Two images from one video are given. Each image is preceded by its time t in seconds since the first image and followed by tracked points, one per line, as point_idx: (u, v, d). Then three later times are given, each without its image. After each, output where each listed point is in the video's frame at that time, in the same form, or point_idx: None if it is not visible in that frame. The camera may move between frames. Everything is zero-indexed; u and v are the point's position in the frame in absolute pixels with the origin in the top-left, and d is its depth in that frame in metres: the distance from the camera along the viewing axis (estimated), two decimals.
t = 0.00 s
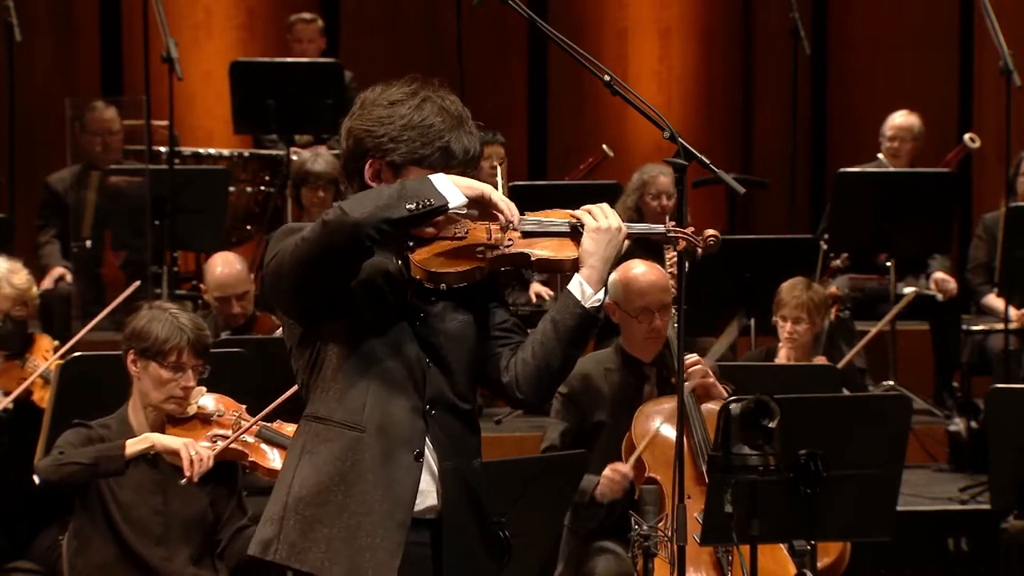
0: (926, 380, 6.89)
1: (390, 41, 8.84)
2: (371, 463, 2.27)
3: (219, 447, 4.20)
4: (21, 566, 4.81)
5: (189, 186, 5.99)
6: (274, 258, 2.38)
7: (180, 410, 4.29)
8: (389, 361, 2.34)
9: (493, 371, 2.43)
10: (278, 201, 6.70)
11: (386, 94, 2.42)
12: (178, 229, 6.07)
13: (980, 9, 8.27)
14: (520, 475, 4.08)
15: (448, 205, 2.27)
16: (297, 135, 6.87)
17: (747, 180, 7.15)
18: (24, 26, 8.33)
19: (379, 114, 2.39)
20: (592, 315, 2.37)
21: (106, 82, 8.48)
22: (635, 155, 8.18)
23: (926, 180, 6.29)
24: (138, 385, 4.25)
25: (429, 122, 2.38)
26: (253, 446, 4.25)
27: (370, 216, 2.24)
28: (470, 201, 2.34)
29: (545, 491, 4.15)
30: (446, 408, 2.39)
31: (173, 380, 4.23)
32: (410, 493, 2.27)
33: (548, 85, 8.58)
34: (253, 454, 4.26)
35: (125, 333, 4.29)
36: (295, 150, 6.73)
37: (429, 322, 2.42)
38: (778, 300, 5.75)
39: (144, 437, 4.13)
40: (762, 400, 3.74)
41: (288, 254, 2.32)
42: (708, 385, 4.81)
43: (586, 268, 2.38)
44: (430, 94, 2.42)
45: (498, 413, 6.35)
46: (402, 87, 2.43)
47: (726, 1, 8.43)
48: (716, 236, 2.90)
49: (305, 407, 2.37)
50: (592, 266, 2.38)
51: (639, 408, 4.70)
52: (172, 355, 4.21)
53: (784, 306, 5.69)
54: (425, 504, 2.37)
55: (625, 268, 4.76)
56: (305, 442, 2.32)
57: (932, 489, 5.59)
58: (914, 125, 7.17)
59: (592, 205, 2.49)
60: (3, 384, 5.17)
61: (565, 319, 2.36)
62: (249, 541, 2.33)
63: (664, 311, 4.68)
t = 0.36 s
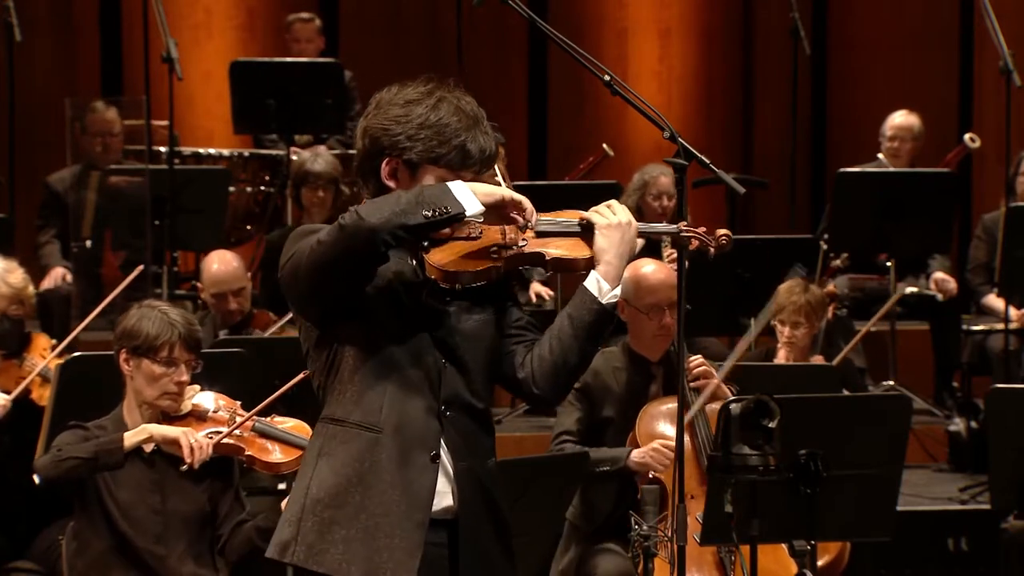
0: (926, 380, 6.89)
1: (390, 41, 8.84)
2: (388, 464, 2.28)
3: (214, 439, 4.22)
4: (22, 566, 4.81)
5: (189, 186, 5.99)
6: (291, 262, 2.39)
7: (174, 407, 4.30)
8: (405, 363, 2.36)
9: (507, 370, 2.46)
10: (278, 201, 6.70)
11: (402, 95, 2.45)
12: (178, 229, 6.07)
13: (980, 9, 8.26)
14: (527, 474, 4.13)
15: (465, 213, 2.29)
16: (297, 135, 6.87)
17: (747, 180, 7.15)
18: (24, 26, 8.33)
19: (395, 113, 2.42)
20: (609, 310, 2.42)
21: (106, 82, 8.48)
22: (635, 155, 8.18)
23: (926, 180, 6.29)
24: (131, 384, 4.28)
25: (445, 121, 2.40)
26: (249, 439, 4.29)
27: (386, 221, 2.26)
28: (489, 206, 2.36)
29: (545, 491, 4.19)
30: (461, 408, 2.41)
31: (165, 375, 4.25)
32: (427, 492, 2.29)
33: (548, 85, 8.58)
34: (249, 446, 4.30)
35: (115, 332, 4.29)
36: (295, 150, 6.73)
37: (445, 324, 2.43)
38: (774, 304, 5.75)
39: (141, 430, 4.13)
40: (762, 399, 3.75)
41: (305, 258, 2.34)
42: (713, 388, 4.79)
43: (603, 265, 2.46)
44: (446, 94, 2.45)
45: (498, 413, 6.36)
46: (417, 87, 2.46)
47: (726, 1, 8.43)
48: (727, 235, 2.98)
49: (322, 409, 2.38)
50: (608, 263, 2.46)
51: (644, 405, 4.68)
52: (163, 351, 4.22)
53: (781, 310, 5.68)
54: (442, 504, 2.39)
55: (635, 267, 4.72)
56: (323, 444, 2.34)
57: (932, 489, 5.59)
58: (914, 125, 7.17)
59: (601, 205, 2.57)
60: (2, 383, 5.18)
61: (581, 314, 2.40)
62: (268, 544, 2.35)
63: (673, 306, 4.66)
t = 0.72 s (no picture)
0: (926, 380, 6.90)
1: (390, 41, 8.83)
2: (398, 474, 2.32)
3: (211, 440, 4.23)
4: (21, 566, 4.81)
5: (189, 186, 5.99)
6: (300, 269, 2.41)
7: (173, 407, 4.30)
8: (413, 372, 2.37)
9: (521, 371, 2.47)
10: (278, 201, 6.70)
11: (417, 94, 2.46)
12: (177, 229, 6.06)
13: (980, 9, 8.26)
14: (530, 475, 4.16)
15: (466, 239, 2.29)
16: (297, 135, 6.87)
17: (747, 180, 7.15)
18: (24, 26, 8.32)
19: (411, 113, 2.43)
20: (623, 314, 2.42)
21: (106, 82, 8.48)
22: (635, 155, 8.17)
23: (926, 180, 6.29)
24: (129, 384, 4.26)
25: (460, 122, 2.41)
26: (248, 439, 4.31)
27: (374, 249, 2.27)
28: (504, 224, 2.35)
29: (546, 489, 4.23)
30: (471, 411, 2.42)
31: (164, 376, 4.25)
32: (436, 500, 2.31)
33: (549, 85, 8.58)
34: (248, 446, 4.32)
35: (113, 333, 4.29)
36: (295, 150, 6.72)
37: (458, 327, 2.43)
38: (768, 302, 5.75)
39: (135, 434, 4.14)
40: (762, 400, 3.73)
41: (310, 271, 2.35)
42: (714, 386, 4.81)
43: (617, 269, 2.48)
44: (461, 95, 2.46)
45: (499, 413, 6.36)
46: (433, 88, 2.47)
47: (726, 1, 8.42)
48: (739, 241, 3.16)
49: (331, 417, 2.42)
50: (623, 268, 2.48)
51: (648, 405, 4.70)
52: (162, 351, 4.23)
53: (775, 306, 5.67)
54: (452, 506, 2.38)
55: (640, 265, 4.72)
56: (332, 453, 2.38)
57: (932, 489, 5.58)
58: (914, 125, 7.17)
59: (616, 208, 2.61)
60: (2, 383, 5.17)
61: (595, 318, 2.40)
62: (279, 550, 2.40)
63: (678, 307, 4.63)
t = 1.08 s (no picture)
0: (928, 380, 6.86)
1: (389, 40, 8.80)
2: (412, 500, 2.36)
3: (206, 443, 4.21)
4: (17, 568, 4.77)
5: (187, 185, 5.96)
6: (312, 294, 2.43)
7: (172, 407, 4.26)
8: (425, 397, 2.36)
9: (532, 383, 2.48)
10: (276, 201, 6.66)
11: (435, 93, 2.46)
12: (175, 229, 6.03)
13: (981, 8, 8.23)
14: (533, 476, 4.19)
15: (477, 296, 2.33)
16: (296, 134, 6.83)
17: (748, 179, 7.12)
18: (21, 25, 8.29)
19: (427, 111, 2.43)
20: (632, 327, 2.42)
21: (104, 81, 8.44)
22: (636, 154, 8.13)
23: (928, 179, 6.26)
24: (127, 384, 4.21)
25: (476, 122, 2.41)
26: (246, 440, 4.30)
27: (383, 320, 2.31)
28: (519, 263, 2.36)
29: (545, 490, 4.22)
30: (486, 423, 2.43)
31: (164, 376, 4.20)
32: (450, 527, 2.36)
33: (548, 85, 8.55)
34: (246, 447, 4.32)
35: (110, 333, 4.25)
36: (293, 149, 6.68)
37: (472, 339, 2.39)
38: (765, 299, 5.72)
39: (119, 444, 4.10)
40: (763, 400, 3.71)
41: (326, 305, 2.37)
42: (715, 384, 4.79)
43: (626, 282, 2.45)
44: (479, 96, 2.46)
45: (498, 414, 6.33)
46: (452, 86, 2.47)
47: None
48: (750, 259, 3.15)
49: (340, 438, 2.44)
50: (632, 280, 2.45)
51: (648, 406, 4.66)
52: (161, 351, 4.19)
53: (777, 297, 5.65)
54: (466, 515, 2.45)
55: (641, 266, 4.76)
56: (343, 477, 2.40)
57: (934, 491, 5.55)
58: (917, 124, 7.14)
59: (629, 217, 2.57)
60: None
61: (604, 332, 2.40)
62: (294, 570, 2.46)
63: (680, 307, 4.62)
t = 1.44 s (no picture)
0: (936, 382, 6.76)
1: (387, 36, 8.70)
2: (423, 504, 2.41)
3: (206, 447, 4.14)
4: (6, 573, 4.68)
5: (181, 184, 5.87)
6: (322, 296, 2.45)
7: (168, 411, 4.17)
8: (438, 402, 2.43)
9: (542, 389, 2.55)
10: (271, 199, 6.57)
11: (455, 91, 2.48)
12: (169, 228, 5.94)
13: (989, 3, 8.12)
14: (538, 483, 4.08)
15: (478, 320, 2.29)
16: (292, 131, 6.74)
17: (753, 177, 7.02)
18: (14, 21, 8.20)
19: (447, 109, 2.45)
20: (646, 335, 2.41)
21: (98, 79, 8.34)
22: (638, 151, 8.11)
23: (935, 177, 6.16)
24: (123, 387, 4.11)
25: (496, 122, 2.43)
26: (242, 447, 4.27)
27: (391, 325, 2.31)
28: (538, 291, 2.31)
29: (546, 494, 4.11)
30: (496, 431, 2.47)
31: (160, 380, 4.11)
32: (461, 529, 2.42)
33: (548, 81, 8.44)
34: (242, 454, 4.28)
35: (107, 334, 4.17)
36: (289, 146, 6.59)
37: (485, 346, 2.48)
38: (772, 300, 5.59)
39: (106, 453, 3.96)
40: (768, 403, 3.61)
41: (336, 311, 2.38)
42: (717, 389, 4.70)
43: (640, 288, 2.44)
44: (499, 96, 2.48)
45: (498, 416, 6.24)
46: (472, 85, 2.49)
47: None
48: (766, 265, 3.06)
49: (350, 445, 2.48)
50: (646, 287, 2.44)
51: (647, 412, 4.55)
52: (158, 355, 4.10)
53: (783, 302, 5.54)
54: (477, 521, 2.47)
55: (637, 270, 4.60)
56: (353, 483, 2.45)
57: (942, 495, 5.44)
58: (925, 121, 7.03)
59: (647, 223, 2.52)
60: None
61: (618, 338, 2.40)
62: None
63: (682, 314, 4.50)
